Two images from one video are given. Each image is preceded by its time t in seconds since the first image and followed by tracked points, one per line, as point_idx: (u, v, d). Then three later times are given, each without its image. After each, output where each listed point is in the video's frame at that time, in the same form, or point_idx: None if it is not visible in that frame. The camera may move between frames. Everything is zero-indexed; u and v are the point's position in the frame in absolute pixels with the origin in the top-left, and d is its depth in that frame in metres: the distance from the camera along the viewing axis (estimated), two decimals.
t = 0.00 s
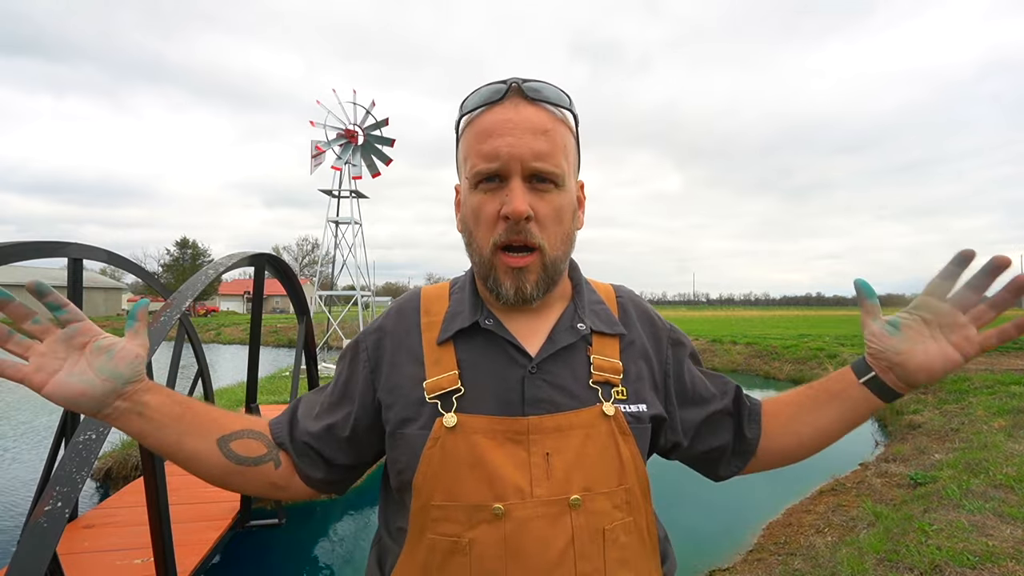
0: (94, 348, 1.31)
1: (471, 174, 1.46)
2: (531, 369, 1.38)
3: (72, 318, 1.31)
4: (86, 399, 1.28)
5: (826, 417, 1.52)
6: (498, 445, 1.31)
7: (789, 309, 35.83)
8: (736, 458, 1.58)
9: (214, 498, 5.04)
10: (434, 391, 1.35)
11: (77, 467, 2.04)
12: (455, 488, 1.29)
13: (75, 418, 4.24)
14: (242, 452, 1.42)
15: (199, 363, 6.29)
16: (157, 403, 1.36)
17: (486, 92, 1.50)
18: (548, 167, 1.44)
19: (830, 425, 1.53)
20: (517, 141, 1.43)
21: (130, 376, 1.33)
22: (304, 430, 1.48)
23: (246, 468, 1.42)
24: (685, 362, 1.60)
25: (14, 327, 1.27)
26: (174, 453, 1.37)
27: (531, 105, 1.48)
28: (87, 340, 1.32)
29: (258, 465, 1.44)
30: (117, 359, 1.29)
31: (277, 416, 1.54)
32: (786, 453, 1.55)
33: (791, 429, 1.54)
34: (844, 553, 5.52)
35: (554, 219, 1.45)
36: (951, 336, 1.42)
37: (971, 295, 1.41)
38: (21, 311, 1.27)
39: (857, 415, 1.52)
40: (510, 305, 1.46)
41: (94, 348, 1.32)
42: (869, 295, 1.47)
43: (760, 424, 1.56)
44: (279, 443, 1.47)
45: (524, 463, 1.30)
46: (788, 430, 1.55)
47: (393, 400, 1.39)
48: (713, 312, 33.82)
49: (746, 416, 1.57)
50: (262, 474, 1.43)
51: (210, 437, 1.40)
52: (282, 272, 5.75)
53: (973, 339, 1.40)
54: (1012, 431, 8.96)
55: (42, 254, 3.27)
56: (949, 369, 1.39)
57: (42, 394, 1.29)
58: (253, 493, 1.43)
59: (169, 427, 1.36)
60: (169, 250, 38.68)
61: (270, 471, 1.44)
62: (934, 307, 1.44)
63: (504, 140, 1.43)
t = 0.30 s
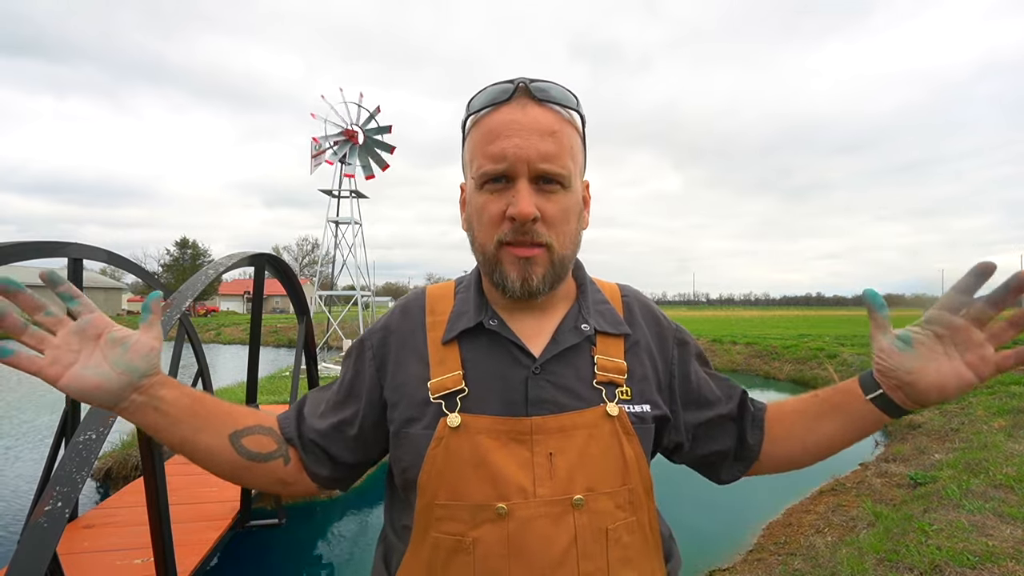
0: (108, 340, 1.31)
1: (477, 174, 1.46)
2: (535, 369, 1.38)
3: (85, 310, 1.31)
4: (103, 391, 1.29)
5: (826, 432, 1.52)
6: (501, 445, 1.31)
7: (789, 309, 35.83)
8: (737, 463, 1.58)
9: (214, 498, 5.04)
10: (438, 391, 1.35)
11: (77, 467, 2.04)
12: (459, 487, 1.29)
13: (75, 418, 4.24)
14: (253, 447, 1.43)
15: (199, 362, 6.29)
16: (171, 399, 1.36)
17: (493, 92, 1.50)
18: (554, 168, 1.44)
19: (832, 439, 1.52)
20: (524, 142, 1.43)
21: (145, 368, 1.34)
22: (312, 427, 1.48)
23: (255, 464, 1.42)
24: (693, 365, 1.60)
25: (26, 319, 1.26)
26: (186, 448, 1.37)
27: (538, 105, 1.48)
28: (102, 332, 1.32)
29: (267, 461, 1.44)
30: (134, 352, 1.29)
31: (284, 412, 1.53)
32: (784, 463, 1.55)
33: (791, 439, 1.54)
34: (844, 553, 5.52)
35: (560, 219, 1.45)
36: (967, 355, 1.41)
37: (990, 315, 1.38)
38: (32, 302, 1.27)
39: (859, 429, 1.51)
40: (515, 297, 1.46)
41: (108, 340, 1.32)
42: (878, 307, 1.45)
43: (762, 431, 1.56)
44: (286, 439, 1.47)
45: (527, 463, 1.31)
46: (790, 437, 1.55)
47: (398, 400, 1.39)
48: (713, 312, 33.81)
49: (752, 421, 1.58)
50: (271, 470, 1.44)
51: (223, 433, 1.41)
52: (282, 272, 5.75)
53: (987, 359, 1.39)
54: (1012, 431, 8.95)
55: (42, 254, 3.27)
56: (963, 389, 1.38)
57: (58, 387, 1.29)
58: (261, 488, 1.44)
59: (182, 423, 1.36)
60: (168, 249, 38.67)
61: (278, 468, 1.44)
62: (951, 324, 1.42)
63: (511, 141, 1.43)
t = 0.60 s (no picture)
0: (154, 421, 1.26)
1: (473, 176, 1.48)
2: (535, 371, 1.40)
3: (125, 397, 1.23)
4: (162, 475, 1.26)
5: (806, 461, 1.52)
6: (500, 446, 1.32)
7: (788, 309, 35.85)
8: (724, 478, 1.60)
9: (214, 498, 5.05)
10: (440, 392, 1.36)
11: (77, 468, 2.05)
12: (459, 487, 1.30)
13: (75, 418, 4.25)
14: (295, 483, 1.46)
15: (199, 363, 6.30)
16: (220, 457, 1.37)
17: (485, 93, 1.52)
18: (549, 166, 1.45)
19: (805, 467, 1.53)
20: (517, 141, 1.44)
21: (198, 440, 1.31)
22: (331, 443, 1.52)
23: (295, 499, 1.46)
24: (695, 378, 1.61)
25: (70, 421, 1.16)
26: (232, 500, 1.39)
27: (531, 104, 1.49)
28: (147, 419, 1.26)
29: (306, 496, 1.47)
30: (186, 427, 1.26)
31: (303, 428, 1.58)
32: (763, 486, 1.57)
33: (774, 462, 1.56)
34: (844, 553, 5.53)
35: (557, 218, 1.46)
36: (947, 410, 1.36)
37: (975, 371, 1.32)
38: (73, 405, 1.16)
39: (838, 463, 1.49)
40: (514, 304, 1.47)
41: (156, 423, 1.26)
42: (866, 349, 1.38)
43: (748, 449, 1.59)
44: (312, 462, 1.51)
45: (527, 463, 1.32)
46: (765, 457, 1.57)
47: (400, 404, 1.40)
48: (713, 312, 33.82)
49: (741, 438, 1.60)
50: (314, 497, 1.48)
51: (267, 474, 1.44)
52: (282, 272, 5.76)
53: (968, 419, 1.33)
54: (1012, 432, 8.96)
55: (43, 254, 3.28)
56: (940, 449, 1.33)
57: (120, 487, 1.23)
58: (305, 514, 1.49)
59: (235, 479, 1.39)
60: (168, 250, 38.65)
61: (319, 495, 1.49)
62: (932, 376, 1.36)
63: (505, 141, 1.44)
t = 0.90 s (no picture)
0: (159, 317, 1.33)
1: (481, 173, 1.47)
2: (536, 371, 1.39)
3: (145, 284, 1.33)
4: (151, 363, 1.27)
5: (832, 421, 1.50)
6: (500, 447, 1.32)
7: (788, 309, 35.86)
8: (751, 471, 1.59)
9: (214, 498, 5.05)
10: (438, 392, 1.36)
11: (76, 468, 2.05)
12: (458, 490, 1.30)
13: (75, 418, 4.25)
14: (270, 450, 1.43)
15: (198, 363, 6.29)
16: (208, 384, 1.36)
17: (494, 89, 1.51)
18: (558, 165, 1.45)
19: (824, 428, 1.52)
20: (529, 139, 1.44)
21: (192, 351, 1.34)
22: (316, 430, 1.50)
23: (270, 469, 1.41)
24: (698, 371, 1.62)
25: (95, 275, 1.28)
26: (204, 442, 1.34)
27: (540, 102, 1.49)
28: (152, 309, 1.32)
29: (280, 469, 1.44)
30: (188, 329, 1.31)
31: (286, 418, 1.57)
32: (787, 459, 1.56)
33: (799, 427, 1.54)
34: (844, 553, 5.53)
35: (566, 216, 1.46)
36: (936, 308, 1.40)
37: (942, 262, 1.40)
38: (102, 261, 1.29)
39: (862, 415, 1.50)
40: (522, 300, 1.47)
41: (159, 315, 1.32)
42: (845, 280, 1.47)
43: (766, 431, 1.57)
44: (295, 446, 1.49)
45: (527, 465, 1.32)
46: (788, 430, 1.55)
47: (398, 402, 1.40)
48: (713, 312, 33.81)
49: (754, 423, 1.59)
50: (284, 479, 1.44)
51: (244, 431, 1.39)
52: (282, 272, 5.76)
53: (956, 308, 1.38)
54: (1012, 431, 8.96)
55: (43, 254, 3.28)
56: (941, 344, 1.37)
57: (100, 355, 1.24)
58: (271, 497, 1.44)
59: (207, 416, 1.33)
60: (168, 250, 38.65)
61: (291, 478, 1.45)
62: (910, 283, 1.42)
63: (516, 138, 1.44)
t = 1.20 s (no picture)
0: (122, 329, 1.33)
1: (472, 165, 1.48)
2: (530, 375, 1.40)
3: (101, 297, 1.31)
4: (117, 377, 1.28)
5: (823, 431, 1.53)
6: (496, 453, 1.32)
7: (788, 309, 35.87)
8: (731, 473, 1.61)
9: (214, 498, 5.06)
10: (430, 397, 1.36)
11: (77, 468, 2.06)
12: (453, 497, 1.30)
13: (75, 418, 4.26)
14: (252, 458, 1.44)
15: (198, 363, 6.30)
16: (178, 395, 1.36)
17: (492, 80, 1.53)
18: (551, 161, 1.46)
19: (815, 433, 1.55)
20: (521, 132, 1.45)
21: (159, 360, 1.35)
22: (304, 434, 1.50)
23: (252, 477, 1.43)
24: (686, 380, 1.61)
25: (43, 295, 1.26)
26: (187, 456, 1.36)
27: (537, 96, 1.51)
28: (113, 322, 1.31)
29: (264, 476, 1.45)
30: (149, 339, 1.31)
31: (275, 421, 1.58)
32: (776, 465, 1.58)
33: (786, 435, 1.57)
34: (844, 553, 5.54)
35: (555, 215, 1.46)
36: (941, 340, 1.44)
37: (957, 298, 1.43)
38: (50, 280, 1.27)
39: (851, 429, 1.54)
40: (505, 293, 1.46)
41: (120, 328, 1.31)
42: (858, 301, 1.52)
43: (753, 439, 1.59)
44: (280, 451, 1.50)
45: (524, 471, 1.32)
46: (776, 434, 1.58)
47: (389, 405, 1.40)
48: (713, 312, 33.81)
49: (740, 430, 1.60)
50: (270, 485, 1.45)
51: (224, 439, 1.40)
52: (282, 272, 5.77)
53: (961, 342, 1.42)
54: (1012, 431, 8.97)
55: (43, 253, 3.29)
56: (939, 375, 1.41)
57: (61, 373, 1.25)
58: (256, 504, 1.45)
59: (181, 430, 1.34)
60: (168, 250, 38.68)
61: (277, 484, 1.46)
62: (922, 314, 1.47)
63: (509, 131, 1.45)
